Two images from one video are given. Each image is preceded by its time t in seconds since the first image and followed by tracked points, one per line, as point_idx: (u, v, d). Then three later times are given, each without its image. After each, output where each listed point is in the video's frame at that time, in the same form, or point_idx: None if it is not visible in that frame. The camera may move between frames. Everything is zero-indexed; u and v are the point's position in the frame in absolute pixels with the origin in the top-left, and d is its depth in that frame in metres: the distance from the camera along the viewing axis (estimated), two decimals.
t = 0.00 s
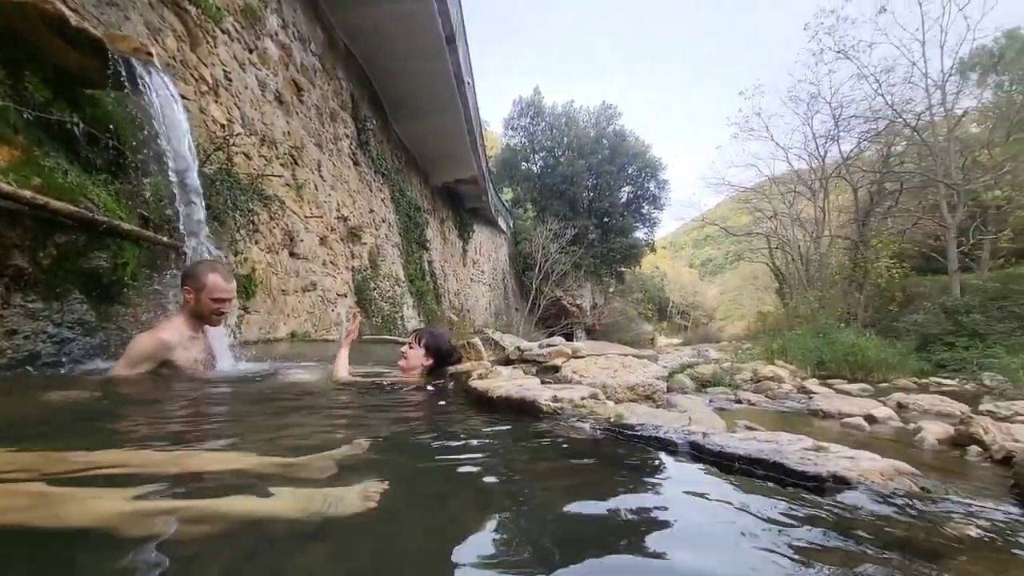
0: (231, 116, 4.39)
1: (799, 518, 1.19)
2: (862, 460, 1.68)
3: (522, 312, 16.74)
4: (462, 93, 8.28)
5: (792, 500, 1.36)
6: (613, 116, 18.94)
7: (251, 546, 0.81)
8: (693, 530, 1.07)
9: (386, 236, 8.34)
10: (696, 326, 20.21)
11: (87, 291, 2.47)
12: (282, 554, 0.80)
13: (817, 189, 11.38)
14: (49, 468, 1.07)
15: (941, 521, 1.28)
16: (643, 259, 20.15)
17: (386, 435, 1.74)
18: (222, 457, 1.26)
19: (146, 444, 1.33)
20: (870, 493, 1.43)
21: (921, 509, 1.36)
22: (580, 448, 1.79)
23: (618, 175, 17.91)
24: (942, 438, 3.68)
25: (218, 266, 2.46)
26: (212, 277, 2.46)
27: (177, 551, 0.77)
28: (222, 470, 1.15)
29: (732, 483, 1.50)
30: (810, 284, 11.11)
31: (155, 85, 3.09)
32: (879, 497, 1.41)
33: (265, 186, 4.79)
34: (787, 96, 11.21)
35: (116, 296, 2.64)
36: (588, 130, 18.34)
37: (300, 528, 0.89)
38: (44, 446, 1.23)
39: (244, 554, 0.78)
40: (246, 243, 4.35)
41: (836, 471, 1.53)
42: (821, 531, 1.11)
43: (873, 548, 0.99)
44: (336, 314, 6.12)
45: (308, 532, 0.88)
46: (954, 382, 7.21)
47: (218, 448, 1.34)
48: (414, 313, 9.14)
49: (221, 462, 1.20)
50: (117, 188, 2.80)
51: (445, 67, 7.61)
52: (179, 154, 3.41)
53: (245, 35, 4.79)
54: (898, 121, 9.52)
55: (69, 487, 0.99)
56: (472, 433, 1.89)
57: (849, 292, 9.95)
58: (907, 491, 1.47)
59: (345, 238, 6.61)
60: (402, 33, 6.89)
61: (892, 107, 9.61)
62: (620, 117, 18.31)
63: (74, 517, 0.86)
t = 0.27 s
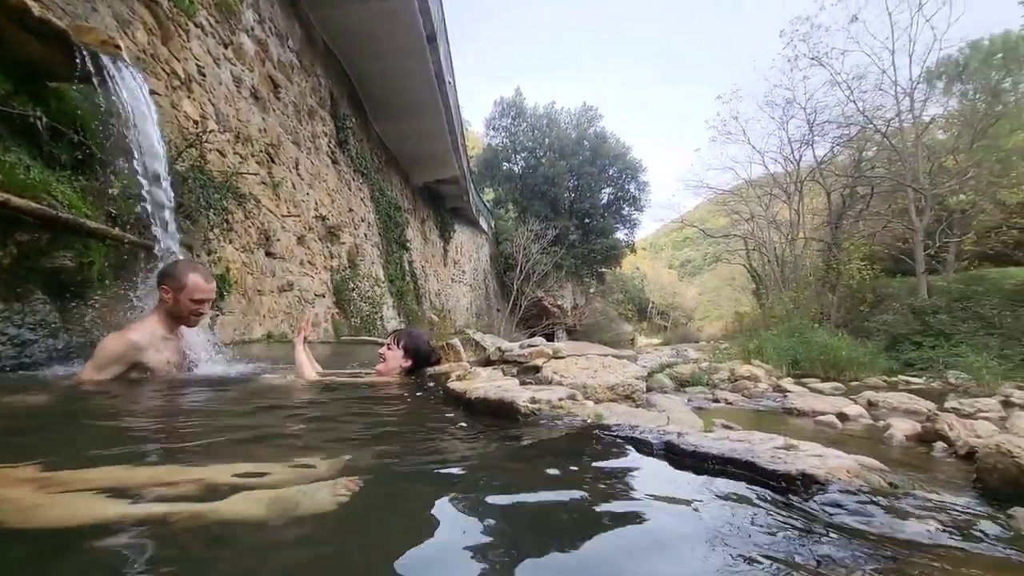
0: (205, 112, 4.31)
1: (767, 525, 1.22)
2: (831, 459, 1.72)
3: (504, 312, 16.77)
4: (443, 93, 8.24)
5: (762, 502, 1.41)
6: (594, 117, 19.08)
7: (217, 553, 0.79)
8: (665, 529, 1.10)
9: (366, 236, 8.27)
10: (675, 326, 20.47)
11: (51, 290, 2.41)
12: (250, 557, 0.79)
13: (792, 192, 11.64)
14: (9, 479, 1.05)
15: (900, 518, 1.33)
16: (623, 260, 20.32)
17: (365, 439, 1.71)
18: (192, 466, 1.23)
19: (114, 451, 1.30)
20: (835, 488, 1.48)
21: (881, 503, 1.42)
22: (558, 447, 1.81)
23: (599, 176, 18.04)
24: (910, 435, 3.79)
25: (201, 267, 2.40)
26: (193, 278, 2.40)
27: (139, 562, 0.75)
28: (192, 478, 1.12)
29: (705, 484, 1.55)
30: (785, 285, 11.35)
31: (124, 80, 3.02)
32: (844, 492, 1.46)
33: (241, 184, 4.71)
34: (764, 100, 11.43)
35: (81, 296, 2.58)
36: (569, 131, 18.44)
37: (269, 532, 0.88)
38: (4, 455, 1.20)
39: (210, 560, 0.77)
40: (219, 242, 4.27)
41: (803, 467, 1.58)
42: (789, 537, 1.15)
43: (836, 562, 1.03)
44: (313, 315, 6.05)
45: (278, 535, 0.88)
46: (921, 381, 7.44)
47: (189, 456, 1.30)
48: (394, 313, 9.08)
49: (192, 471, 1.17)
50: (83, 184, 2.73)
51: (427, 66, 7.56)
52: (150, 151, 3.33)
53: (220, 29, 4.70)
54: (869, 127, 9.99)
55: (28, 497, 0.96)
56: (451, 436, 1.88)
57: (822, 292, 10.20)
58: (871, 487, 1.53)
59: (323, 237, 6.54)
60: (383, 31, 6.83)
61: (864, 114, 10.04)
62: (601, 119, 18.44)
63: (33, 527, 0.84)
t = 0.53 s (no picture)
0: (176, 108, 4.22)
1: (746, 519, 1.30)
2: (803, 458, 1.77)
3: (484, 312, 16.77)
4: (423, 91, 8.20)
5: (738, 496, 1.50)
6: (574, 118, 19.18)
7: (196, 563, 0.77)
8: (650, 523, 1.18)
9: (344, 235, 8.18)
10: (655, 326, 20.69)
11: (15, 292, 2.33)
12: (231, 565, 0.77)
13: (767, 194, 11.86)
14: None
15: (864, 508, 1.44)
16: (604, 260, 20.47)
17: (342, 444, 1.68)
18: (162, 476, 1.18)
19: (83, 459, 1.26)
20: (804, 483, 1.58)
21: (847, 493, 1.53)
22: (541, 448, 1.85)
23: (580, 176, 18.16)
24: (878, 431, 3.91)
25: (180, 269, 2.35)
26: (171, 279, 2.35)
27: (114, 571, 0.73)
28: (163, 489, 1.08)
29: (686, 479, 1.63)
30: (761, 285, 11.57)
31: (88, 71, 2.94)
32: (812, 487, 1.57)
33: (215, 182, 4.61)
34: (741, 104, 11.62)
35: (44, 297, 2.50)
36: (549, 131, 18.51)
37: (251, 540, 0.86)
38: None
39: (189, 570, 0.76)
40: (191, 241, 4.18)
41: (775, 464, 1.68)
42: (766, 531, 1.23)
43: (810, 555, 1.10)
44: (290, 315, 5.96)
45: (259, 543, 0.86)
46: (891, 378, 7.67)
47: (158, 465, 1.25)
48: (373, 313, 8.99)
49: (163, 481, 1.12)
50: (46, 181, 2.63)
51: (407, 64, 7.51)
52: (116, 146, 3.24)
53: (192, 22, 4.59)
54: (842, 132, 10.31)
55: None
56: (431, 440, 1.86)
57: (797, 292, 10.42)
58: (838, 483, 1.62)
59: (300, 236, 6.44)
60: (361, 28, 6.76)
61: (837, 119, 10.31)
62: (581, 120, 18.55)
63: None
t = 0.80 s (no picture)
0: (134, 99, 4.08)
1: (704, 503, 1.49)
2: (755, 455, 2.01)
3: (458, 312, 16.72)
4: (395, 88, 8.12)
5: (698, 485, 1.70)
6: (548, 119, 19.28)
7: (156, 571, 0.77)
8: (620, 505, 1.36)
9: (313, 233, 8.03)
10: (626, 326, 20.95)
11: None
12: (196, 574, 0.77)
13: (735, 196, 12.27)
14: None
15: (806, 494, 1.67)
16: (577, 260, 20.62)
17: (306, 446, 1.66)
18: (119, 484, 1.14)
19: (35, 467, 1.21)
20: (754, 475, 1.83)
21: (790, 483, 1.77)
22: (512, 446, 1.89)
23: (554, 177, 18.26)
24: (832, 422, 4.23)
25: (130, 265, 2.27)
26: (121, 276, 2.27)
27: None
28: (127, 495, 1.06)
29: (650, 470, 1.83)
30: (729, 285, 11.86)
31: (35, 59, 2.82)
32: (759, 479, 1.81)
33: (175, 177, 4.48)
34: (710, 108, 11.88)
35: None
36: (523, 132, 18.57)
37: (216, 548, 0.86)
38: None
39: None
40: (150, 238, 4.05)
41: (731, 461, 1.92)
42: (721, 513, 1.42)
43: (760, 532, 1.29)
44: (256, 315, 5.83)
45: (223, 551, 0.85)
46: (849, 376, 7.95)
47: (115, 474, 1.21)
48: (343, 313, 8.87)
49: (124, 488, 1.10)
50: None
51: (379, 61, 7.42)
52: (67, 138, 3.11)
53: (153, 11, 4.44)
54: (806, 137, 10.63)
55: None
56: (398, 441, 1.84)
57: (763, 292, 10.66)
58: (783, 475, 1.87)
59: (266, 234, 6.30)
60: (331, 22, 6.65)
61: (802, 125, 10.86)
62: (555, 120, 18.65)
63: None
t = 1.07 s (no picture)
0: (85, 88, 3.89)
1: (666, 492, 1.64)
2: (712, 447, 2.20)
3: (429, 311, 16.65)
4: (365, 84, 8.01)
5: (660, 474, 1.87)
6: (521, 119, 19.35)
7: None
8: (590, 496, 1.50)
9: (278, 231, 7.85)
10: (597, 325, 21.17)
11: None
12: None
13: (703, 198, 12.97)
14: None
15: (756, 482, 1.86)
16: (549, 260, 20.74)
17: (265, 455, 1.61)
18: (65, 498, 1.09)
19: None
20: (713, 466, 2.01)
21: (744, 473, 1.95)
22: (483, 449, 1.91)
23: (526, 177, 18.34)
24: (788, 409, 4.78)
25: (73, 263, 2.20)
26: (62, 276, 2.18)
27: None
28: (78, 511, 1.02)
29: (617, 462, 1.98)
30: (696, 284, 12.45)
31: None
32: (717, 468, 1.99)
33: (130, 171, 4.31)
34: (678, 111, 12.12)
35: None
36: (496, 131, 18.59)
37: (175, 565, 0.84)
38: None
39: None
40: (103, 235, 3.90)
41: (691, 453, 2.10)
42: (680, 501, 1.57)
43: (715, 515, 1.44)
44: (218, 314, 5.67)
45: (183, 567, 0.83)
46: (810, 372, 8.21)
47: (61, 488, 1.15)
48: (311, 313, 8.70)
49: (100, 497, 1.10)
50: None
51: (348, 55, 7.31)
52: (7, 126, 2.95)
53: None
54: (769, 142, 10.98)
55: None
56: (362, 449, 1.81)
57: (729, 292, 11.02)
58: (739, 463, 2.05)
59: (229, 231, 6.13)
60: (298, 15, 6.51)
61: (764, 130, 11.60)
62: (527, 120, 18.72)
63: None
